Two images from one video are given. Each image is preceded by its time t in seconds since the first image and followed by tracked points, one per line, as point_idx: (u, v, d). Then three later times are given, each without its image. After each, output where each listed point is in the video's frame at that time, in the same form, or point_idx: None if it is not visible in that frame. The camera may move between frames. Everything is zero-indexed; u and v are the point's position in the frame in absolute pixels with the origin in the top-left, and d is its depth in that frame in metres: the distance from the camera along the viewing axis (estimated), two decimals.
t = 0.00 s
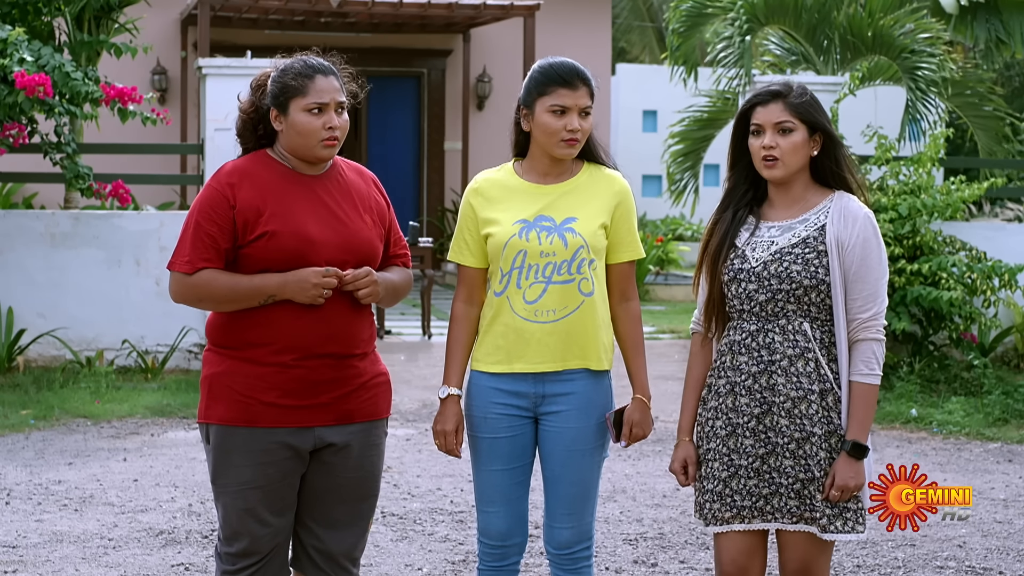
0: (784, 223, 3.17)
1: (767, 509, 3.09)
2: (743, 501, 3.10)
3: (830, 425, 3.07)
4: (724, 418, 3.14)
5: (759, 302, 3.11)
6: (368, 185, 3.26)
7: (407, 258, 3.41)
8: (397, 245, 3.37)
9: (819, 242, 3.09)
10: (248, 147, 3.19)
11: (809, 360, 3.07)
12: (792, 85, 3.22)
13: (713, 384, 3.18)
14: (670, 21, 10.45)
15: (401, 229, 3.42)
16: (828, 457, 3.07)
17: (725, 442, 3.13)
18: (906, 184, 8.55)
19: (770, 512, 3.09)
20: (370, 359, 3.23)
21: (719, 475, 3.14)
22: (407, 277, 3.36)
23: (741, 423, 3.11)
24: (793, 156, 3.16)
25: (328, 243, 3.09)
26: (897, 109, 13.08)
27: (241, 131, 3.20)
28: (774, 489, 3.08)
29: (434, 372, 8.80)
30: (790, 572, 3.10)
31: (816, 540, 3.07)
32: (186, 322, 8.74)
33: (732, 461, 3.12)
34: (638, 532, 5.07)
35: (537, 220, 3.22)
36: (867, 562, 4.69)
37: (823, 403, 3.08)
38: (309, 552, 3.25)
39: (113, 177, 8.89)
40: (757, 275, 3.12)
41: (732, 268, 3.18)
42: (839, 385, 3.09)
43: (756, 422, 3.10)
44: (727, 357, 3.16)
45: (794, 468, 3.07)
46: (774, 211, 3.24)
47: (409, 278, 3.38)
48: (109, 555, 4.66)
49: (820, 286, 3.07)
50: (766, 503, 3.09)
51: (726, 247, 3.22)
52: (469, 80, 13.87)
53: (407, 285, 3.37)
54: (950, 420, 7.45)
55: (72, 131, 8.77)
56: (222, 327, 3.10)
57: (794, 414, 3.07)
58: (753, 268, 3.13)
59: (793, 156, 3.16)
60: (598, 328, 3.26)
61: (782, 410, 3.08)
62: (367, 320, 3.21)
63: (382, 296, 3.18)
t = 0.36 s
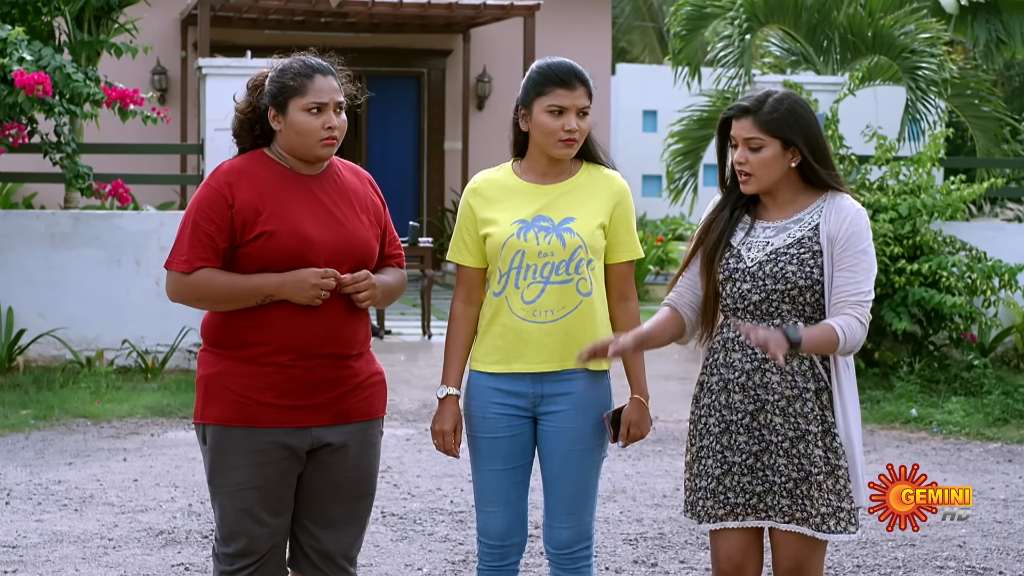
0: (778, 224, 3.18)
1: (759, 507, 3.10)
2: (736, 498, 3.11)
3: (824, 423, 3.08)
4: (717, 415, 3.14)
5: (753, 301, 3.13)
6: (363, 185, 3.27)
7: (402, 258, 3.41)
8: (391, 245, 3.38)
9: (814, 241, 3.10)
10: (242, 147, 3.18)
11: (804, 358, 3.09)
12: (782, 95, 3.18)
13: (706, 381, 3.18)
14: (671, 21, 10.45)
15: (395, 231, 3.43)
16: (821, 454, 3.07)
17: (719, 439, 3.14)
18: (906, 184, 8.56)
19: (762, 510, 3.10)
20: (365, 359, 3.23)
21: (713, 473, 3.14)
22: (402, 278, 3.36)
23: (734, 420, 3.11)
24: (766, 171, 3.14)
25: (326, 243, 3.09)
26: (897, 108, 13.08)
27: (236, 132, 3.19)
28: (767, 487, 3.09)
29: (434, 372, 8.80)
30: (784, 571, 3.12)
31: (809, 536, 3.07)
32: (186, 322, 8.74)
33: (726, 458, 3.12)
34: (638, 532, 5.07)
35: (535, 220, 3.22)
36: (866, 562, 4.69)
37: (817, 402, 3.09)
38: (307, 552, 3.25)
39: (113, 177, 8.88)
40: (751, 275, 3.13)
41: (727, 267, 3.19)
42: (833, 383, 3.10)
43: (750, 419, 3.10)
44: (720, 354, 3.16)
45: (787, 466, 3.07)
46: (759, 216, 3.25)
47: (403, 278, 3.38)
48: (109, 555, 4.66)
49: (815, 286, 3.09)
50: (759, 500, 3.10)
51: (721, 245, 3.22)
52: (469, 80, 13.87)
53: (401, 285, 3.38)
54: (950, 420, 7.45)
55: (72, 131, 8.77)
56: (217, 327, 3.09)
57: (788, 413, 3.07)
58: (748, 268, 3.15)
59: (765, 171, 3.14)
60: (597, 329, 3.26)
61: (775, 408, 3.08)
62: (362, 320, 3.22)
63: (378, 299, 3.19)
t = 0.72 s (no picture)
0: (758, 225, 3.15)
1: (748, 511, 3.08)
2: (726, 501, 3.10)
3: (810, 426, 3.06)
4: (704, 418, 3.13)
5: (734, 305, 3.10)
6: (356, 185, 3.28)
7: (394, 259, 3.42)
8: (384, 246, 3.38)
9: (793, 245, 3.07)
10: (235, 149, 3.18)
11: (786, 362, 3.06)
12: (765, 86, 3.16)
13: (693, 383, 3.18)
14: (671, 22, 10.45)
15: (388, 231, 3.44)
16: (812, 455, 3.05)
17: (706, 442, 3.13)
18: (906, 184, 8.56)
19: (751, 514, 3.08)
20: (359, 360, 3.23)
21: (703, 475, 3.14)
22: (394, 279, 3.37)
23: (721, 423, 3.11)
24: (736, 152, 3.14)
25: (323, 244, 3.09)
26: (897, 109, 13.08)
27: (230, 137, 3.19)
28: (755, 490, 3.08)
29: (434, 372, 8.80)
30: (776, 570, 3.10)
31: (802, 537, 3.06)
32: (186, 322, 8.74)
33: (714, 460, 3.12)
34: (638, 532, 5.07)
35: (533, 220, 3.22)
36: (866, 562, 4.69)
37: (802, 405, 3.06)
38: (304, 552, 3.25)
39: (113, 177, 8.88)
40: (731, 278, 3.11)
41: (708, 269, 3.17)
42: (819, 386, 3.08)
43: (735, 423, 3.09)
44: (705, 357, 3.16)
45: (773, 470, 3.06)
46: (744, 207, 3.24)
47: (396, 279, 3.39)
48: (108, 555, 4.66)
49: (794, 290, 3.05)
50: (747, 504, 3.08)
51: (702, 247, 3.22)
52: (469, 80, 13.87)
53: (394, 286, 3.38)
54: (950, 420, 7.45)
55: (73, 131, 8.76)
56: (212, 327, 3.08)
57: (773, 416, 3.06)
58: (728, 271, 3.13)
59: (736, 153, 3.14)
60: (593, 330, 3.25)
61: (760, 413, 3.07)
62: (357, 322, 3.22)
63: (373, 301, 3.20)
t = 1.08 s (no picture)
0: (751, 222, 3.14)
1: (741, 506, 3.08)
2: (719, 497, 3.10)
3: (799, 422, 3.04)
4: (696, 414, 3.14)
5: (724, 300, 3.10)
6: (347, 185, 3.28)
7: (382, 259, 3.42)
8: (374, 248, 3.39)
9: (783, 242, 3.06)
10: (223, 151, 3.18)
11: (774, 358, 3.05)
12: (762, 84, 3.16)
13: (684, 380, 3.18)
14: (670, 21, 10.43)
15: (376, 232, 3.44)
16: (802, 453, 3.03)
17: (698, 438, 3.13)
18: (906, 184, 8.56)
19: (745, 510, 3.07)
20: (351, 360, 3.23)
21: (696, 471, 3.14)
22: (383, 279, 3.37)
23: (711, 419, 3.10)
24: (730, 152, 3.15)
25: (315, 246, 3.09)
26: (897, 108, 13.08)
27: (219, 143, 3.18)
28: (747, 486, 3.06)
29: (434, 372, 8.80)
30: (769, 571, 3.07)
31: (790, 537, 3.03)
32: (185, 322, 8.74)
33: (707, 456, 3.12)
34: (638, 532, 5.07)
35: (531, 221, 3.23)
36: (866, 562, 4.69)
37: (791, 402, 3.04)
38: (300, 553, 3.25)
39: (113, 177, 8.89)
40: (721, 273, 3.10)
41: (699, 265, 3.17)
42: (809, 383, 3.05)
43: (725, 420, 3.08)
44: (696, 354, 3.16)
45: (763, 466, 3.05)
46: (740, 205, 3.24)
47: (384, 279, 3.40)
48: (108, 555, 4.66)
49: (783, 286, 3.04)
50: (740, 500, 3.07)
51: (697, 242, 3.23)
52: (469, 80, 13.87)
53: (383, 287, 3.39)
54: (950, 420, 7.45)
55: (72, 131, 8.76)
56: (203, 329, 3.07)
57: (761, 413, 3.05)
58: (718, 266, 3.12)
59: (730, 152, 3.15)
60: (589, 331, 3.24)
61: (749, 409, 3.06)
62: (348, 323, 3.22)
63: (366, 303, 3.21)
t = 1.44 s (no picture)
0: (748, 221, 3.14)
1: (737, 506, 3.07)
2: (715, 496, 3.09)
3: (795, 421, 3.03)
4: (691, 414, 3.13)
5: (720, 299, 3.10)
6: (334, 187, 3.28)
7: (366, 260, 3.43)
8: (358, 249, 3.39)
9: (779, 240, 3.06)
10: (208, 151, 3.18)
11: (769, 357, 3.04)
12: (756, 85, 3.17)
13: (681, 380, 3.18)
14: (671, 22, 10.43)
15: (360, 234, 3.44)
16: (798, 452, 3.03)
17: (694, 438, 3.13)
18: (906, 184, 8.56)
19: (740, 509, 3.07)
20: (339, 360, 3.24)
21: (693, 471, 3.13)
22: (369, 280, 3.37)
23: (707, 418, 3.10)
24: (725, 154, 3.15)
25: (305, 247, 3.10)
26: (897, 108, 13.09)
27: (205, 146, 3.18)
28: (743, 485, 3.06)
29: (434, 372, 8.81)
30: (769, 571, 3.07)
31: (785, 537, 3.03)
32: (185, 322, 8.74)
33: (702, 455, 3.11)
34: (638, 532, 5.07)
35: (534, 220, 3.24)
36: (867, 562, 4.69)
37: (787, 400, 3.04)
38: (296, 555, 3.23)
39: (113, 177, 8.89)
40: (717, 272, 3.10)
41: (696, 263, 3.17)
42: (805, 382, 3.05)
43: (720, 419, 3.08)
44: (692, 353, 3.16)
45: (758, 465, 3.04)
46: (737, 205, 3.24)
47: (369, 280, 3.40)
48: (108, 555, 4.66)
49: (779, 284, 3.03)
50: (736, 499, 3.07)
51: (693, 242, 3.23)
52: (469, 80, 13.88)
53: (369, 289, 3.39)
54: (950, 420, 7.45)
55: (72, 131, 8.76)
56: (192, 331, 3.06)
57: (757, 412, 3.04)
58: (715, 265, 3.12)
59: (725, 154, 3.15)
60: (589, 331, 3.24)
61: (744, 408, 3.05)
62: (336, 323, 3.22)
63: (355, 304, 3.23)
